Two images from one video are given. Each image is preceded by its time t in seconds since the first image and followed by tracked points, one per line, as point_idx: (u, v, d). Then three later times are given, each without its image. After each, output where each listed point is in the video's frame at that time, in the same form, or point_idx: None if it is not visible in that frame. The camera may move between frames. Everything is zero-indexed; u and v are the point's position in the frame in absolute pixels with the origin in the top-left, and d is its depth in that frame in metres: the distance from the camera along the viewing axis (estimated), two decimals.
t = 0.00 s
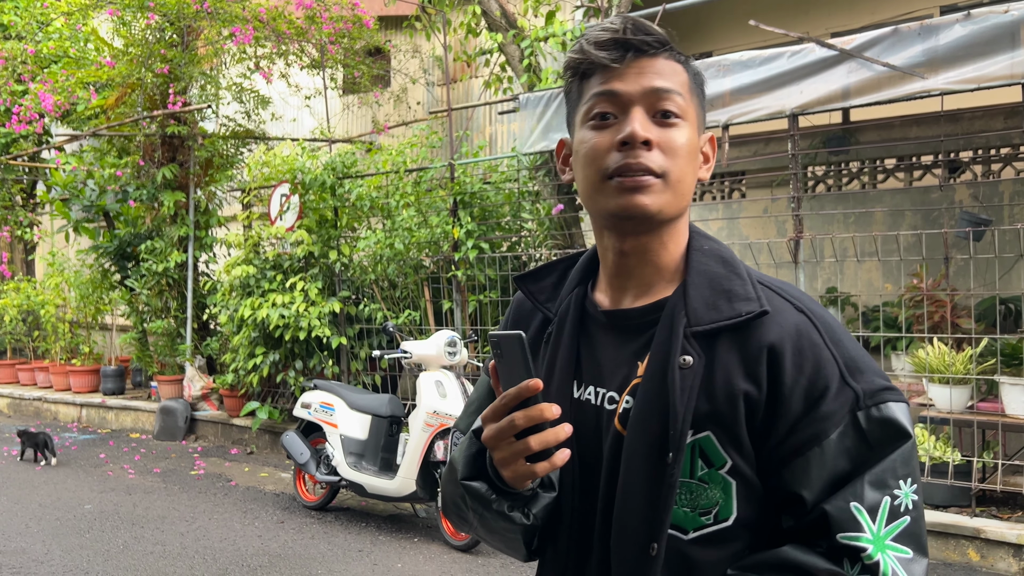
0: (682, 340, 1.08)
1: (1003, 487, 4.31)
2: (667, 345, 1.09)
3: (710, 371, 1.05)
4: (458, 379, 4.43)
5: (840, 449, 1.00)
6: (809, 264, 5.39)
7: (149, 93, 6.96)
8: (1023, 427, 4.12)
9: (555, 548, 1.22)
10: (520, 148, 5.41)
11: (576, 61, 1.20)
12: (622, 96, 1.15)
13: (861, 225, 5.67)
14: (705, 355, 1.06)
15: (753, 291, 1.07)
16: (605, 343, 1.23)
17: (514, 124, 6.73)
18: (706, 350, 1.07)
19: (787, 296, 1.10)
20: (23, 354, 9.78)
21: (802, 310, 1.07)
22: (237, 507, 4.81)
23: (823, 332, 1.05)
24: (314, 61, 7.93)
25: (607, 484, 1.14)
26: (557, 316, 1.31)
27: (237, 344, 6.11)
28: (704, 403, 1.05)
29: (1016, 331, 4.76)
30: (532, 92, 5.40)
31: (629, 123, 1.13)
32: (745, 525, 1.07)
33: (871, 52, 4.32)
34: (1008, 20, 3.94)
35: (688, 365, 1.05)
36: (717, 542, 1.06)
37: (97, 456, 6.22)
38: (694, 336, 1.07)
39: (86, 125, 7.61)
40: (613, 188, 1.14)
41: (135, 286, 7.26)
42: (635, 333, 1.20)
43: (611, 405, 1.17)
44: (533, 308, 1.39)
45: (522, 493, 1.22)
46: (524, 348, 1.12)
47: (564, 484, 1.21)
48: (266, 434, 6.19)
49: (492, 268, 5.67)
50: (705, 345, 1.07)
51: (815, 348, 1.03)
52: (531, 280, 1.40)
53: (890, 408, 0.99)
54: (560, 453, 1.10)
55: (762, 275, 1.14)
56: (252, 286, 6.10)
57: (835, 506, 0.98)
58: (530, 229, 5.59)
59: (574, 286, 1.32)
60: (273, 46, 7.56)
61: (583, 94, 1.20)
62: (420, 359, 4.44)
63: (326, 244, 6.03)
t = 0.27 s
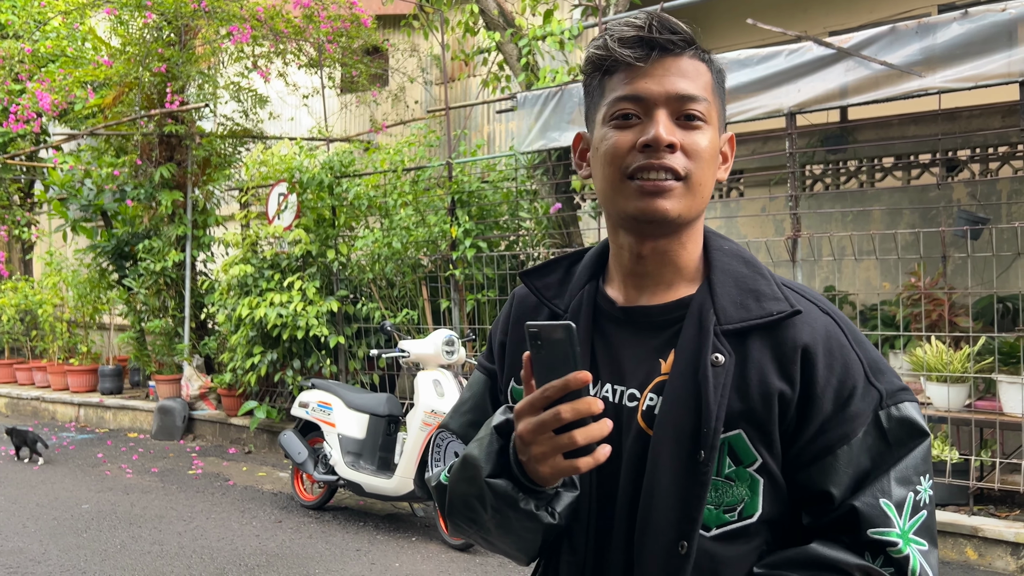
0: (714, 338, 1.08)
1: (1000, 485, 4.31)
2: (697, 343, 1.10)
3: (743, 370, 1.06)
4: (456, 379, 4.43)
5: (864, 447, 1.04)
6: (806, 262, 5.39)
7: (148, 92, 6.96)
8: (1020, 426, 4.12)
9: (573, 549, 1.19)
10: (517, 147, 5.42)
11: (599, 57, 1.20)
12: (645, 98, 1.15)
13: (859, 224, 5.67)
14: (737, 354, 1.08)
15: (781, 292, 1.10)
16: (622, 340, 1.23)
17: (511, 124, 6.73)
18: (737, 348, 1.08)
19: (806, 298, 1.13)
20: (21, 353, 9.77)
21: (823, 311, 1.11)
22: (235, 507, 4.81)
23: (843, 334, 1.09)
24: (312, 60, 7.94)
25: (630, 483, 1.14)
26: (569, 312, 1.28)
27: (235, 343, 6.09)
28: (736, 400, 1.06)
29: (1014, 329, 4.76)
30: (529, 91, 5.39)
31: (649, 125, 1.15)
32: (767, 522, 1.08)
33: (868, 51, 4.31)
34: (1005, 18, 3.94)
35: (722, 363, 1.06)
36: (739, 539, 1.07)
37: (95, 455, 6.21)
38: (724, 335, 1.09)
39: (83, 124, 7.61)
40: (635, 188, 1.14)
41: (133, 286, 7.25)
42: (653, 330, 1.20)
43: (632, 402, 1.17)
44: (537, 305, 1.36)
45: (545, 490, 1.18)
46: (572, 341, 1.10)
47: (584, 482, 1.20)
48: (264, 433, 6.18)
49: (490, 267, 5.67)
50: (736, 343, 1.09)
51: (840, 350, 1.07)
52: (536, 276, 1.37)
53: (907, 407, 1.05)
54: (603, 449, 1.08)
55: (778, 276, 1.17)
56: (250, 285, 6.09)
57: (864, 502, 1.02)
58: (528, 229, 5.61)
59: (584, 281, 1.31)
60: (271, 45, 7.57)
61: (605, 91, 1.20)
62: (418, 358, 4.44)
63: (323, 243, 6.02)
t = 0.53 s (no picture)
0: (710, 340, 1.08)
1: (996, 485, 4.32)
2: (692, 344, 1.10)
3: (738, 372, 1.06)
4: (453, 379, 4.42)
5: (859, 455, 1.02)
6: (803, 262, 5.39)
7: (144, 92, 6.95)
8: (1016, 426, 4.13)
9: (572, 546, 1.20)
10: (514, 147, 5.42)
11: (592, 60, 1.19)
12: (633, 104, 1.15)
13: (855, 224, 5.69)
14: (733, 356, 1.07)
15: (780, 294, 1.09)
16: (625, 340, 1.23)
17: (508, 124, 6.74)
18: (734, 351, 1.07)
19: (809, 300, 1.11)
20: (17, 354, 9.75)
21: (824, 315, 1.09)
22: (232, 508, 4.81)
23: (844, 338, 1.07)
24: (309, 60, 7.94)
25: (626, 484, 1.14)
26: (576, 313, 1.30)
27: (231, 343, 6.08)
28: (727, 404, 1.06)
29: (1010, 329, 4.76)
30: (526, 91, 5.39)
31: (637, 132, 1.14)
32: (762, 527, 1.08)
33: (864, 51, 4.32)
34: (1001, 18, 3.94)
35: (716, 365, 1.05)
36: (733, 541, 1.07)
37: (91, 456, 6.20)
38: (720, 336, 1.08)
39: (79, 124, 7.59)
40: (621, 194, 1.15)
41: (129, 286, 7.23)
42: (655, 331, 1.20)
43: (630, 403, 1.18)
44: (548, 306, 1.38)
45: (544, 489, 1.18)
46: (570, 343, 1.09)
47: (586, 483, 1.20)
48: (261, 434, 6.18)
49: (487, 268, 5.69)
50: (730, 345, 1.08)
51: (840, 356, 1.05)
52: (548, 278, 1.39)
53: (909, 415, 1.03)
54: (597, 453, 1.07)
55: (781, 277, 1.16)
56: (247, 286, 6.08)
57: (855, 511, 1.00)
58: (525, 229, 5.63)
59: (592, 283, 1.32)
60: (267, 44, 7.68)
61: (599, 95, 1.20)
62: (414, 359, 4.43)
63: (320, 243, 5.99)
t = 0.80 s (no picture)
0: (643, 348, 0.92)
1: (990, 484, 4.34)
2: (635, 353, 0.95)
3: (657, 387, 0.88)
4: (449, 379, 4.42)
5: (767, 494, 0.79)
6: (799, 261, 5.42)
7: (139, 92, 6.94)
8: (1011, 425, 4.14)
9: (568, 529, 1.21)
10: (510, 147, 5.44)
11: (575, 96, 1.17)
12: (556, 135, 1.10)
13: (850, 224, 5.71)
14: (656, 371, 0.89)
15: (711, 299, 0.86)
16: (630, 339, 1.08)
17: (504, 124, 6.76)
18: (662, 365, 0.89)
19: (768, 307, 0.84)
20: (13, 354, 9.74)
21: (771, 328, 0.82)
22: (227, 508, 4.80)
23: (791, 362, 0.80)
24: (305, 60, 7.94)
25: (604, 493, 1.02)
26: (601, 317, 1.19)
27: (227, 343, 6.08)
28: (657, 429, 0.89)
29: (1004, 328, 4.79)
30: (522, 91, 5.40)
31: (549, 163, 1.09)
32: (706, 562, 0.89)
33: (859, 51, 4.32)
34: (996, 18, 3.95)
35: (643, 380, 0.90)
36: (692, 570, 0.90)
37: (87, 456, 6.20)
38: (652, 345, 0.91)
39: (75, 124, 7.59)
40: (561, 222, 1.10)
41: (125, 286, 7.22)
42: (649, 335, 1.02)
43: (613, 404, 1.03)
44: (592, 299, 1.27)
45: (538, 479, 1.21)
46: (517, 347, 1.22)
47: (578, 473, 1.16)
48: (257, 434, 6.19)
49: (483, 267, 5.74)
50: (661, 355, 0.89)
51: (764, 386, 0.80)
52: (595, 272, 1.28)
53: (836, 471, 0.75)
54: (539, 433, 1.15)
55: (746, 271, 0.89)
56: (243, 286, 6.07)
57: None
58: (521, 229, 5.67)
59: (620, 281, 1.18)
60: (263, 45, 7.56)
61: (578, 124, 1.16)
62: (410, 359, 4.43)
63: (315, 244, 5.95)
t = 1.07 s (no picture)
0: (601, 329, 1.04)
1: (986, 482, 4.35)
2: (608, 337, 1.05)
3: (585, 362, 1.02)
4: (445, 378, 4.41)
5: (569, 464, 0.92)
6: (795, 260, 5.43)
7: (135, 92, 6.93)
8: (1006, 423, 4.15)
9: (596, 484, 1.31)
10: (506, 146, 5.44)
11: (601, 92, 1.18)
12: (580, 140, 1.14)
13: (846, 223, 5.73)
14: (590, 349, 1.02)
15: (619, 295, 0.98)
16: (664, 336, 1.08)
17: (501, 123, 6.77)
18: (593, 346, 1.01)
19: (667, 319, 0.90)
20: (9, 354, 9.72)
21: (657, 337, 0.88)
22: (224, 508, 4.80)
23: (658, 376, 0.86)
24: (301, 59, 7.93)
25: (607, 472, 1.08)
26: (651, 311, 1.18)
27: (224, 343, 6.08)
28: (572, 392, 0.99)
29: (1000, 327, 4.80)
30: (518, 90, 5.40)
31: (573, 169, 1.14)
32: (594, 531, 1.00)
33: (855, 50, 4.33)
34: (991, 18, 3.96)
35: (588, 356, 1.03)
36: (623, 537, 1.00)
37: (83, 456, 6.19)
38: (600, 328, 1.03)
39: (71, 124, 7.58)
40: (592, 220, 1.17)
41: (121, 286, 7.21)
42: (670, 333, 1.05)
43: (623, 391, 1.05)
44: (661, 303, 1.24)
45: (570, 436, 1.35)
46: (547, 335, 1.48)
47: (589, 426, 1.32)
48: (254, 434, 6.19)
49: (480, 267, 5.76)
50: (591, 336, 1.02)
51: (622, 387, 0.87)
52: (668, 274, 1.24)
53: (612, 487, 0.84)
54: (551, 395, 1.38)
55: (669, 283, 0.94)
56: (239, 285, 6.05)
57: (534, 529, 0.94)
58: (518, 228, 5.70)
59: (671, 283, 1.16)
60: (259, 44, 7.68)
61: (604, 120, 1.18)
62: (407, 358, 4.43)
63: (312, 243, 6.03)
